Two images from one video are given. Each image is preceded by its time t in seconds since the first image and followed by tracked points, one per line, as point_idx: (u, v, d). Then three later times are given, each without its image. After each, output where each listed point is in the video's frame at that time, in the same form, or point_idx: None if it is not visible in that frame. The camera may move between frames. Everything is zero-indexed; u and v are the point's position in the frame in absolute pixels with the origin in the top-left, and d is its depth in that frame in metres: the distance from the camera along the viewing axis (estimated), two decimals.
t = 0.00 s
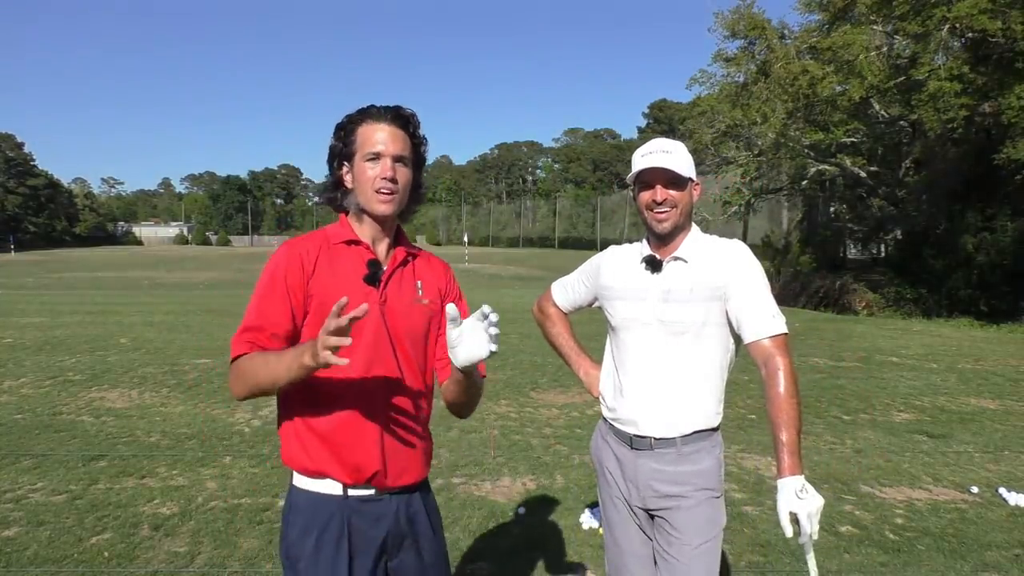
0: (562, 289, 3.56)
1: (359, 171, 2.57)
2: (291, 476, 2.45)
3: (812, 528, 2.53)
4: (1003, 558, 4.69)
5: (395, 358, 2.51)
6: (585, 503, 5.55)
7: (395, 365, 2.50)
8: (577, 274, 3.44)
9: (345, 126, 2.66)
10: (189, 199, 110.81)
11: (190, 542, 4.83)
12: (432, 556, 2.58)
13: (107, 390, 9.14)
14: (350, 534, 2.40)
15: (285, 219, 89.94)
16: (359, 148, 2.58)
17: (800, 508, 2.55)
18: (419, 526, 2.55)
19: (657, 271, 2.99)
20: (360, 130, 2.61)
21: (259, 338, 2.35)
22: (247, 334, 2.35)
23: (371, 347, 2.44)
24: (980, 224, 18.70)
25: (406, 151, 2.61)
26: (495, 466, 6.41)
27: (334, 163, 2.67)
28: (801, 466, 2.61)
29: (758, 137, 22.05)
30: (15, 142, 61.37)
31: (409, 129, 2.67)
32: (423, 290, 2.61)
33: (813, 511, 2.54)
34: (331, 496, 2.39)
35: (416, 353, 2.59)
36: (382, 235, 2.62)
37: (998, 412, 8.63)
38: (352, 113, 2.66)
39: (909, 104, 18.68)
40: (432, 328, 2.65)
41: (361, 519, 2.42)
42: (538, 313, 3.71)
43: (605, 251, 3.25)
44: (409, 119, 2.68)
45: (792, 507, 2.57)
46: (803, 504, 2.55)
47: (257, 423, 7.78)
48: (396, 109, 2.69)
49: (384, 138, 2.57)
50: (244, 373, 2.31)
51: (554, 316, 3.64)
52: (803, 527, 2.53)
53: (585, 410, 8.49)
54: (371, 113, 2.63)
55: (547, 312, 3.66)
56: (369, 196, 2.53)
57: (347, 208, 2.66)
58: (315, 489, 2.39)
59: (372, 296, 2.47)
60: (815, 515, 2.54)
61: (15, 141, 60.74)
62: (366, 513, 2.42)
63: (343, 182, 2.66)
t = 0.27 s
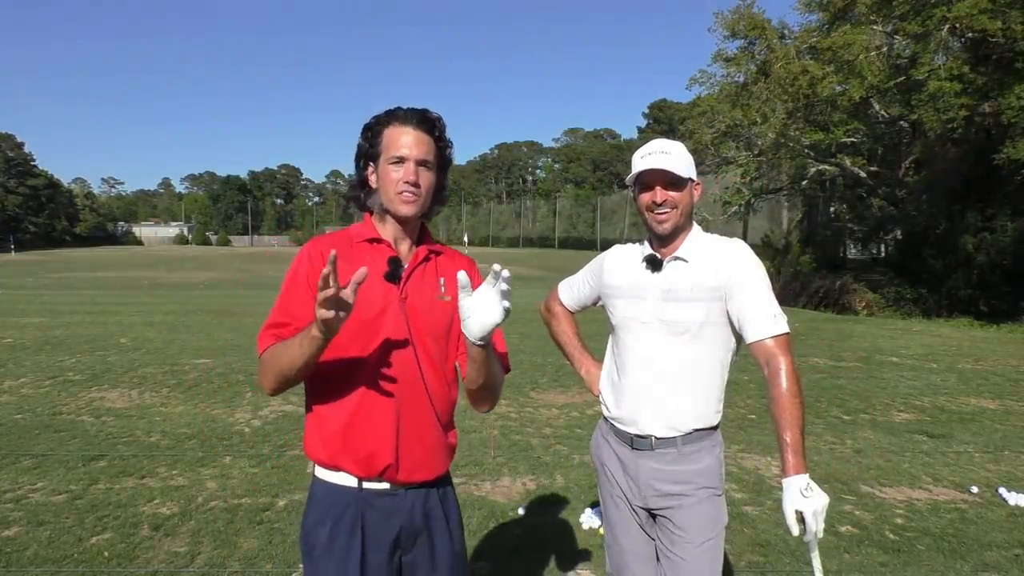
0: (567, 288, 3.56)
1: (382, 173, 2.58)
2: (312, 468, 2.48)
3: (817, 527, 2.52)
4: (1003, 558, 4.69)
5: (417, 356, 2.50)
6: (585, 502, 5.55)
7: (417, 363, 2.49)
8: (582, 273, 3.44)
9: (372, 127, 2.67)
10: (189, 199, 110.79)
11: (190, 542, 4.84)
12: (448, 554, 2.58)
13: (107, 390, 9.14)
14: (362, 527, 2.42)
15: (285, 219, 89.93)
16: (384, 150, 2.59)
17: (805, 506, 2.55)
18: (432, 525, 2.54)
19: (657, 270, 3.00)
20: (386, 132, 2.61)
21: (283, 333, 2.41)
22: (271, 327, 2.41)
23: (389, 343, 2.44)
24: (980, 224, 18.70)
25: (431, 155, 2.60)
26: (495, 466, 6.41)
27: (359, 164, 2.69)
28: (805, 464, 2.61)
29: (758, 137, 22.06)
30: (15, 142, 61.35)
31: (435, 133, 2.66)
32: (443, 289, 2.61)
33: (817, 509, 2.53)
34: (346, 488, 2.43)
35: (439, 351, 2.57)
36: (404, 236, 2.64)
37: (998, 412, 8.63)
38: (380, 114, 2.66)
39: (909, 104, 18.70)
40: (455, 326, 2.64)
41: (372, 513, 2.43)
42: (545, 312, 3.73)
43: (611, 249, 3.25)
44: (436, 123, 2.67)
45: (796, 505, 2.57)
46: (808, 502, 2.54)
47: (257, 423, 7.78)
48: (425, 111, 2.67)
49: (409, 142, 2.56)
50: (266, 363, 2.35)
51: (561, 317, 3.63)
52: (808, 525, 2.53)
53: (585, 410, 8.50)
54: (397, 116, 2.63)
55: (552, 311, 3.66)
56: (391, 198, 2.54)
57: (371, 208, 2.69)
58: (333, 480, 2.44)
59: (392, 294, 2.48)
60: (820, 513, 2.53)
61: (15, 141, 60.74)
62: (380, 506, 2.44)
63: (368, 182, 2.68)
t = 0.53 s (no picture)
0: (571, 287, 3.57)
1: (401, 179, 2.57)
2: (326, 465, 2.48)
3: (813, 527, 2.54)
4: (1003, 558, 4.69)
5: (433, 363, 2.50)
6: (586, 503, 5.55)
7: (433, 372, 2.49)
8: (586, 272, 3.44)
9: (394, 130, 2.65)
10: (190, 199, 110.82)
11: (190, 542, 4.83)
12: (455, 552, 2.57)
13: (107, 390, 9.14)
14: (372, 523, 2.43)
15: (285, 219, 89.90)
16: (405, 154, 2.58)
17: (801, 506, 2.56)
18: (440, 521, 2.54)
19: (657, 270, 3.00)
20: (408, 136, 2.58)
21: (301, 339, 2.37)
22: (288, 332, 2.37)
23: (407, 351, 2.44)
24: (980, 224, 18.70)
25: (451, 163, 2.59)
26: (495, 465, 6.41)
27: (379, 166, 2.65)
28: (802, 465, 2.61)
29: (758, 137, 22.05)
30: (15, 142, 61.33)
31: (457, 140, 2.63)
32: (458, 291, 2.60)
33: (813, 509, 2.54)
34: (357, 484, 2.43)
35: (452, 356, 2.58)
36: (420, 240, 2.61)
37: (998, 412, 8.63)
38: (403, 116, 2.64)
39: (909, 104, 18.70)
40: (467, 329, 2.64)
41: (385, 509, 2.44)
42: (549, 311, 3.73)
43: (614, 250, 3.25)
44: (459, 130, 2.64)
45: (793, 506, 2.57)
46: (804, 503, 2.55)
47: (257, 423, 7.78)
48: (447, 118, 2.65)
49: (429, 149, 2.55)
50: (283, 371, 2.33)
51: (566, 316, 3.64)
52: (804, 524, 2.54)
53: (585, 410, 8.49)
54: (420, 120, 2.60)
55: (557, 310, 3.67)
56: (408, 205, 2.53)
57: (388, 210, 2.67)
58: (346, 479, 2.43)
59: (409, 299, 2.46)
60: (816, 513, 2.54)
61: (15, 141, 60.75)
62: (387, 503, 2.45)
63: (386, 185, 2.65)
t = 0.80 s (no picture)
0: (574, 288, 3.57)
1: (404, 180, 2.57)
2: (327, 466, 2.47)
3: (812, 528, 2.54)
4: (1003, 557, 4.69)
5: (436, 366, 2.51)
6: (586, 502, 5.55)
7: (437, 374, 2.50)
8: (589, 273, 3.45)
9: (395, 131, 2.65)
10: (190, 199, 110.84)
11: (190, 542, 4.84)
12: (456, 550, 2.58)
13: (107, 390, 9.14)
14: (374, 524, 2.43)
15: (285, 219, 89.89)
16: (406, 155, 2.57)
17: (800, 506, 2.56)
18: (442, 521, 2.54)
19: (660, 270, 3.00)
20: (409, 136, 2.58)
21: (302, 343, 2.34)
22: (290, 337, 2.33)
23: (411, 355, 2.43)
24: (980, 224, 18.70)
25: (453, 163, 2.59)
26: (495, 465, 6.41)
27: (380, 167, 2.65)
28: (801, 465, 2.61)
29: (758, 137, 22.04)
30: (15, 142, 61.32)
31: (459, 140, 2.63)
32: (459, 293, 2.60)
33: (812, 510, 2.54)
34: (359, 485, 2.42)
35: (453, 357, 2.59)
36: (423, 241, 2.59)
37: (998, 412, 8.63)
38: (403, 117, 2.64)
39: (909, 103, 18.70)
40: (468, 330, 2.65)
41: (386, 511, 2.44)
42: (553, 311, 3.73)
43: (617, 250, 3.26)
44: (460, 130, 2.64)
45: (793, 506, 2.57)
46: (804, 503, 2.55)
47: (257, 423, 7.78)
48: (446, 118, 2.65)
49: (431, 149, 2.55)
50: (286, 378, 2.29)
51: (570, 316, 3.64)
52: (803, 525, 2.54)
53: (585, 410, 8.49)
54: (421, 121, 2.60)
55: (560, 310, 3.67)
56: (412, 205, 2.53)
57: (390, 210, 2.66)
58: (348, 480, 2.42)
59: (412, 303, 2.45)
60: (815, 514, 2.54)
61: (15, 140, 60.74)
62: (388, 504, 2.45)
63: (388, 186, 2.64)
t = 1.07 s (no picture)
0: (573, 287, 3.57)
1: (425, 183, 2.52)
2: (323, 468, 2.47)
3: (812, 527, 2.53)
4: (1003, 557, 4.69)
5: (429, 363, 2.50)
6: (586, 503, 5.55)
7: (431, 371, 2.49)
8: (589, 273, 3.44)
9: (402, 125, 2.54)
10: (190, 199, 110.81)
11: (190, 542, 4.84)
12: (455, 549, 2.59)
13: (107, 390, 9.14)
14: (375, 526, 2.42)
15: (285, 219, 89.89)
16: (430, 159, 2.52)
17: (801, 506, 2.55)
18: (441, 520, 2.55)
19: (662, 270, 2.99)
20: (430, 141, 2.54)
21: (292, 351, 2.34)
22: (280, 345, 2.34)
23: (405, 354, 2.43)
24: (980, 224, 18.70)
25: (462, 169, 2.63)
26: (495, 465, 6.41)
27: (402, 168, 2.49)
28: (802, 466, 2.61)
29: (758, 137, 22.03)
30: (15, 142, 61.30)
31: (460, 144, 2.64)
32: (451, 291, 2.59)
33: (813, 509, 2.54)
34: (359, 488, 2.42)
35: (446, 354, 2.58)
36: (416, 240, 2.58)
37: (998, 412, 8.63)
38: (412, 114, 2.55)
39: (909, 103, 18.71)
40: (460, 326, 2.65)
41: (386, 512, 2.44)
42: (551, 311, 3.72)
43: (617, 250, 3.26)
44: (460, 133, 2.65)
45: (795, 506, 2.56)
46: (805, 503, 2.55)
47: (257, 423, 7.78)
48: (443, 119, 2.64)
49: (448, 156, 2.56)
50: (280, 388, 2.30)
51: (569, 317, 3.64)
52: (804, 525, 2.53)
53: (585, 410, 8.49)
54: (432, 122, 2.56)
55: (559, 310, 3.66)
56: (435, 211, 2.53)
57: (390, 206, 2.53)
58: (347, 483, 2.42)
59: (405, 302, 2.45)
60: (816, 513, 2.54)
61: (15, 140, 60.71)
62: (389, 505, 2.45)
63: (410, 190, 2.53)
